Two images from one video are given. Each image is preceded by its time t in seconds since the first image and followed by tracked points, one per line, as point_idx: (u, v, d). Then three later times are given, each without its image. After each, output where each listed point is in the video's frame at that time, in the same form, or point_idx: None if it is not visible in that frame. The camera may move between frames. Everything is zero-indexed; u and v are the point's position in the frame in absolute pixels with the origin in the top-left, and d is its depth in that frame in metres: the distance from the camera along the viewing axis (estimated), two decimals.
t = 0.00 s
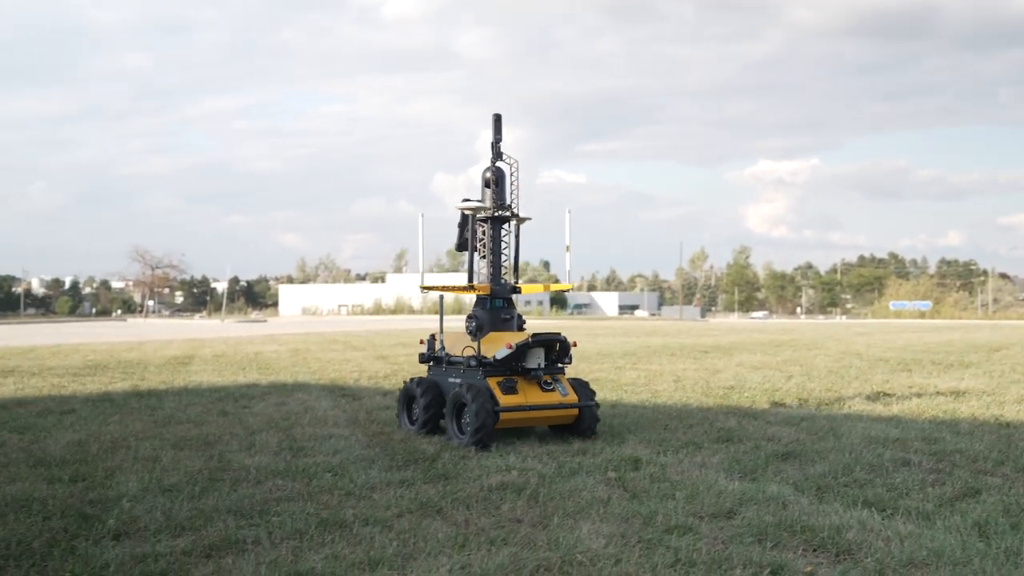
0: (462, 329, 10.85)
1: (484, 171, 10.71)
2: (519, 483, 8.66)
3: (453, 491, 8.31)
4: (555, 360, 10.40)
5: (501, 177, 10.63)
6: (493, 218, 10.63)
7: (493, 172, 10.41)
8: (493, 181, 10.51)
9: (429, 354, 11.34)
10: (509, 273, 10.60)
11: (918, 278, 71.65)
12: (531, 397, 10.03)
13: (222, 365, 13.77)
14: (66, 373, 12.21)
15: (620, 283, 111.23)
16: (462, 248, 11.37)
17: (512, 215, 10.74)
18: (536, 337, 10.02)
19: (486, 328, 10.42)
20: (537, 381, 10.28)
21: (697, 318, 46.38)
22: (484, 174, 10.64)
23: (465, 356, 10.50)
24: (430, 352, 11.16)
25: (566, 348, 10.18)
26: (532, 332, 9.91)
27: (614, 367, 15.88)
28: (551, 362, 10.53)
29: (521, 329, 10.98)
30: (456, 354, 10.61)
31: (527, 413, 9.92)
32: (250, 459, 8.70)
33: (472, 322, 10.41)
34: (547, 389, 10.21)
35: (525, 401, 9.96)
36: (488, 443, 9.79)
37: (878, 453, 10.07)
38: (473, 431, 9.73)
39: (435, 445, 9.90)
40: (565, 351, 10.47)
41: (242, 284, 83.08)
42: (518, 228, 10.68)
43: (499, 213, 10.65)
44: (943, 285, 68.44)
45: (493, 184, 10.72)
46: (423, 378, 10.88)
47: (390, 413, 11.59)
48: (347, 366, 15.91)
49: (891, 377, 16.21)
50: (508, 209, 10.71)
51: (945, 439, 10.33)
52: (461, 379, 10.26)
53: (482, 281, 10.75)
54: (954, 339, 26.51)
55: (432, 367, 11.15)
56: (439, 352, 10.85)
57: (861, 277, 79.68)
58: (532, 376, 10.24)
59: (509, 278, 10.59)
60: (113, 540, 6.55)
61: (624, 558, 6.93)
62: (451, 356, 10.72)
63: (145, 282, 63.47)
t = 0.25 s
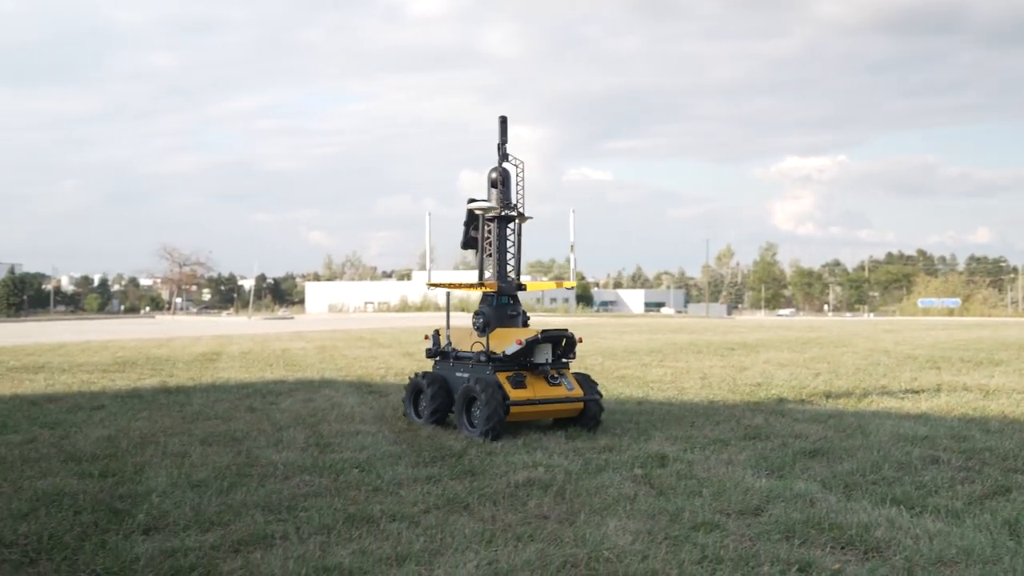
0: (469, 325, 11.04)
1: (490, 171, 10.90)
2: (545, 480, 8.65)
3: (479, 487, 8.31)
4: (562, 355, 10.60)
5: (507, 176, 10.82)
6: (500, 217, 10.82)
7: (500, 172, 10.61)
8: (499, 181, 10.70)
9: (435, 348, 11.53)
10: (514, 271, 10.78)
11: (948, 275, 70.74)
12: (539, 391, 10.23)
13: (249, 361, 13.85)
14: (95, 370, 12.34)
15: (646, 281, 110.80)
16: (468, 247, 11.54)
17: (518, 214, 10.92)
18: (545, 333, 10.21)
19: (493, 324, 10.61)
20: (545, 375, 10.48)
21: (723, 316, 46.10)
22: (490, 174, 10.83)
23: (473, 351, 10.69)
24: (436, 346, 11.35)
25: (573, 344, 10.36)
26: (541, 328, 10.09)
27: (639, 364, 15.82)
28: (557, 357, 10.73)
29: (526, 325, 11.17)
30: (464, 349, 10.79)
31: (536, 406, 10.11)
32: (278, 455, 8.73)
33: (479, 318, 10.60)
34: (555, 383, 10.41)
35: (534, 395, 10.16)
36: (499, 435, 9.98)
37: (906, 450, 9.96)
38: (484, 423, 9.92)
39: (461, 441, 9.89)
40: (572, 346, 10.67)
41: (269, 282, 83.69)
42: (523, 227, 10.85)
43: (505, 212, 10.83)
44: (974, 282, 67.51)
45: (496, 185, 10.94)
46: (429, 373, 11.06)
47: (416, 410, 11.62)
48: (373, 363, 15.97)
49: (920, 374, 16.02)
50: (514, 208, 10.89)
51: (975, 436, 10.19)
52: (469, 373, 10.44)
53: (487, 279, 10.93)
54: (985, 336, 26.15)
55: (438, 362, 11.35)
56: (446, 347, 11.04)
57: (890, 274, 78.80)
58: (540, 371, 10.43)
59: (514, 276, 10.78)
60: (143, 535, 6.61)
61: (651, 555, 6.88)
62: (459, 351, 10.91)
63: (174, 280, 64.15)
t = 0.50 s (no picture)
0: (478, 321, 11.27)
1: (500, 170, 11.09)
2: (573, 476, 8.63)
3: (507, 484, 8.31)
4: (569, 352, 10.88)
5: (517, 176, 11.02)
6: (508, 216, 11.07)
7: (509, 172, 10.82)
8: (507, 181, 10.92)
9: (442, 343, 11.77)
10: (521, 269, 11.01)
11: (978, 273, 69.79)
12: (549, 387, 10.49)
13: (277, 358, 13.94)
14: (126, 367, 12.45)
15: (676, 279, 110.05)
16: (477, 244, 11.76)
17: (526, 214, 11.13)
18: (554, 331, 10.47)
19: (502, 321, 10.84)
20: (553, 371, 10.75)
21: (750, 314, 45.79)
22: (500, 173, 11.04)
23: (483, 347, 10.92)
24: (444, 341, 11.58)
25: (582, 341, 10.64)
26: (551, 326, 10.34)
27: (665, 362, 15.76)
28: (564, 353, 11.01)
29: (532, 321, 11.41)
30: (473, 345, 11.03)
31: (546, 401, 10.38)
32: (306, 451, 8.76)
33: (488, 314, 10.82)
34: (563, 379, 10.69)
35: (544, 391, 10.43)
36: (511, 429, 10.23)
37: (936, 449, 9.84)
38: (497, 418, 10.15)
39: (488, 438, 9.88)
40: (579, 343, 10.95)
41: (296, 279, 84.21)
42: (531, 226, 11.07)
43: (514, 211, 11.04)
44: (1006, 279, 66.52)
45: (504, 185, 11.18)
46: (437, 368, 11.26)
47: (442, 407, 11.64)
48: (399, 360, 16.02)
49: (949, 372, 15.84)
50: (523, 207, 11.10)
51: (1006, 435, 10.06)
52: (480, 369, 10.67)
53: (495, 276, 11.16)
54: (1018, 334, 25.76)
55: (446, 357, 11.58)
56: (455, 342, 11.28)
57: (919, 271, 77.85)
58: (549, 367, 10.69)
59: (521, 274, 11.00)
60: (173, 530, 6.65)
61: (680, 552, 6.84)
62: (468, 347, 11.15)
63: (202, 278, 64.72)
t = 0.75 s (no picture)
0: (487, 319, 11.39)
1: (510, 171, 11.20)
2: (601, 476, 8.59)
3: (535, 483, 8.28)
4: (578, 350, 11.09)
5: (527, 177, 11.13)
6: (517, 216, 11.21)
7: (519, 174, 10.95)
8: (517, 182, 11.04)
9: (448, 341, 11.86)
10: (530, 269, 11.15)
11: (1008, 271, 68.86)
12: (561, 384, 10.68)
13: (303, 356, 13.98)
14: (154, 364, 12.52)
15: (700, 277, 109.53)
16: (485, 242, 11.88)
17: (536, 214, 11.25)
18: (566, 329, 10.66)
19: (512, 319, 10.96)
20: (563, 369, 10.94)
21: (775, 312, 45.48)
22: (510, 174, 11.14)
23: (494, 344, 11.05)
24: (451, 338, 11.68)
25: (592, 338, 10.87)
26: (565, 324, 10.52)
27: (690, 360, 15.68)
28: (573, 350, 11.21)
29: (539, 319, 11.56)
30: (484, 342, 11.15)
31: (559, 398, 10.58)
32: (334, 450, 8.82)
33: (498, 312, 10.94)
34: (574, 376, 10.89)
35: (556, 388, 10.61)
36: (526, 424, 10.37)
37: (968, 450, 9.70)
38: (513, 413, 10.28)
39: (515, 437, 9.84)
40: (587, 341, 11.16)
41: (320, 278, 84.60)
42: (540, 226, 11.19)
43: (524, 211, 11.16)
44: None
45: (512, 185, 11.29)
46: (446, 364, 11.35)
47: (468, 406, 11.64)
48: (424, 358, 16.03)
49: (978, 371, 15.63)
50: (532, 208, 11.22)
51: None
52: (491, 366, 10.79)
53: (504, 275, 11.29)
54: None
55: (454, 353, 11.68)
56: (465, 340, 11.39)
57: (947, 269, 76.95)
58: (560, 364, 10.89)
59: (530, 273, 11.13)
60: (203, 528, 6.67)
61: (709, 553, 6.77)
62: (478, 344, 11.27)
63: (228, 276, 65.21)
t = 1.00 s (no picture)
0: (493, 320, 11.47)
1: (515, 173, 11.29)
2: (629, 478, 8.52)
3: (563, 485, 8.23)
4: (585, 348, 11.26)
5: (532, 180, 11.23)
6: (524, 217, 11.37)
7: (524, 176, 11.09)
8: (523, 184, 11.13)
9: (453, 341, 11.91)
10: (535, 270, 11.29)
11: None
12: (572, 382, 10.83)
13: (327, 355, 13.99)
14: (180, 364, 12.56)
15: (721, 276, 109.06)
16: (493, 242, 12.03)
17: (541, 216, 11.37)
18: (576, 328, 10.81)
19: (519, 319, 11.05)
20: (572, 366, 11.10)
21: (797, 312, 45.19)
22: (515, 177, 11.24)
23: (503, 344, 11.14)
24: (456, 339, 11.72)
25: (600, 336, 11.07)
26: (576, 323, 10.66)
27: (715, 361, 15.58)
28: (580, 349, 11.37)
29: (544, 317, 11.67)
30: (493, 342, 11.24)
31: (571, 395, 10.75)
32: (361, 451, 8.83)
33: (506, 312, 11.02)
34: (582, 374, 11.06)
35: (568, 385, 10.77)
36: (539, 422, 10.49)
37: (999, 452, 9.55)
38: (527, 411, 10.39)
39: (542, 438, 9.79)
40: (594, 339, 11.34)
41: (341, 277, 84.90)
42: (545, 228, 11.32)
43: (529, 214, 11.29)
44: None
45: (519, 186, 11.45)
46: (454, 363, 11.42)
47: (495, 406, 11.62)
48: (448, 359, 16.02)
49: (1008, 372, 15.39)
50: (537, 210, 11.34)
51: None
52: (503, 364, 10.87)
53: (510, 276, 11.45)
54: None
55: (459, 353, 11.72)
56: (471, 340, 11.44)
57: (972, 268, 76.09)
58: (570, 362, 11.06)
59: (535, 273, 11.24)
60: (232, 529, 6.66)
61: (740, 557, 6.67)
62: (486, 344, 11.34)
63: (250, 276, 65.58)
